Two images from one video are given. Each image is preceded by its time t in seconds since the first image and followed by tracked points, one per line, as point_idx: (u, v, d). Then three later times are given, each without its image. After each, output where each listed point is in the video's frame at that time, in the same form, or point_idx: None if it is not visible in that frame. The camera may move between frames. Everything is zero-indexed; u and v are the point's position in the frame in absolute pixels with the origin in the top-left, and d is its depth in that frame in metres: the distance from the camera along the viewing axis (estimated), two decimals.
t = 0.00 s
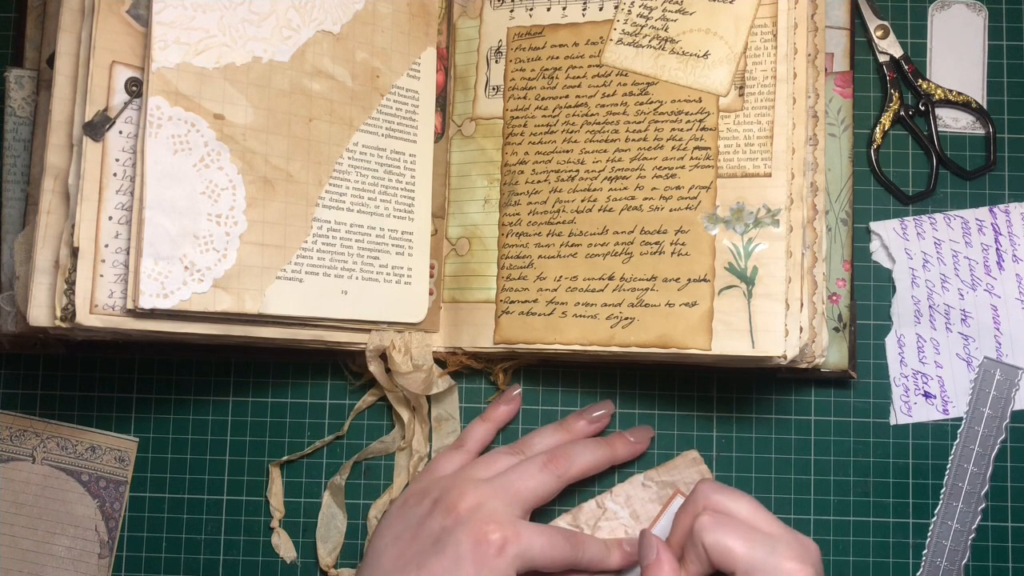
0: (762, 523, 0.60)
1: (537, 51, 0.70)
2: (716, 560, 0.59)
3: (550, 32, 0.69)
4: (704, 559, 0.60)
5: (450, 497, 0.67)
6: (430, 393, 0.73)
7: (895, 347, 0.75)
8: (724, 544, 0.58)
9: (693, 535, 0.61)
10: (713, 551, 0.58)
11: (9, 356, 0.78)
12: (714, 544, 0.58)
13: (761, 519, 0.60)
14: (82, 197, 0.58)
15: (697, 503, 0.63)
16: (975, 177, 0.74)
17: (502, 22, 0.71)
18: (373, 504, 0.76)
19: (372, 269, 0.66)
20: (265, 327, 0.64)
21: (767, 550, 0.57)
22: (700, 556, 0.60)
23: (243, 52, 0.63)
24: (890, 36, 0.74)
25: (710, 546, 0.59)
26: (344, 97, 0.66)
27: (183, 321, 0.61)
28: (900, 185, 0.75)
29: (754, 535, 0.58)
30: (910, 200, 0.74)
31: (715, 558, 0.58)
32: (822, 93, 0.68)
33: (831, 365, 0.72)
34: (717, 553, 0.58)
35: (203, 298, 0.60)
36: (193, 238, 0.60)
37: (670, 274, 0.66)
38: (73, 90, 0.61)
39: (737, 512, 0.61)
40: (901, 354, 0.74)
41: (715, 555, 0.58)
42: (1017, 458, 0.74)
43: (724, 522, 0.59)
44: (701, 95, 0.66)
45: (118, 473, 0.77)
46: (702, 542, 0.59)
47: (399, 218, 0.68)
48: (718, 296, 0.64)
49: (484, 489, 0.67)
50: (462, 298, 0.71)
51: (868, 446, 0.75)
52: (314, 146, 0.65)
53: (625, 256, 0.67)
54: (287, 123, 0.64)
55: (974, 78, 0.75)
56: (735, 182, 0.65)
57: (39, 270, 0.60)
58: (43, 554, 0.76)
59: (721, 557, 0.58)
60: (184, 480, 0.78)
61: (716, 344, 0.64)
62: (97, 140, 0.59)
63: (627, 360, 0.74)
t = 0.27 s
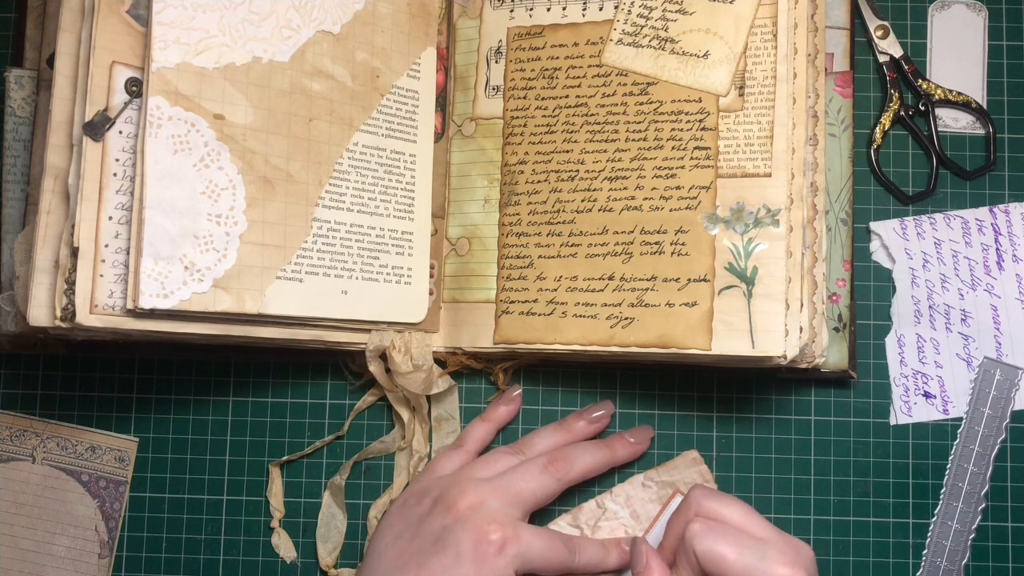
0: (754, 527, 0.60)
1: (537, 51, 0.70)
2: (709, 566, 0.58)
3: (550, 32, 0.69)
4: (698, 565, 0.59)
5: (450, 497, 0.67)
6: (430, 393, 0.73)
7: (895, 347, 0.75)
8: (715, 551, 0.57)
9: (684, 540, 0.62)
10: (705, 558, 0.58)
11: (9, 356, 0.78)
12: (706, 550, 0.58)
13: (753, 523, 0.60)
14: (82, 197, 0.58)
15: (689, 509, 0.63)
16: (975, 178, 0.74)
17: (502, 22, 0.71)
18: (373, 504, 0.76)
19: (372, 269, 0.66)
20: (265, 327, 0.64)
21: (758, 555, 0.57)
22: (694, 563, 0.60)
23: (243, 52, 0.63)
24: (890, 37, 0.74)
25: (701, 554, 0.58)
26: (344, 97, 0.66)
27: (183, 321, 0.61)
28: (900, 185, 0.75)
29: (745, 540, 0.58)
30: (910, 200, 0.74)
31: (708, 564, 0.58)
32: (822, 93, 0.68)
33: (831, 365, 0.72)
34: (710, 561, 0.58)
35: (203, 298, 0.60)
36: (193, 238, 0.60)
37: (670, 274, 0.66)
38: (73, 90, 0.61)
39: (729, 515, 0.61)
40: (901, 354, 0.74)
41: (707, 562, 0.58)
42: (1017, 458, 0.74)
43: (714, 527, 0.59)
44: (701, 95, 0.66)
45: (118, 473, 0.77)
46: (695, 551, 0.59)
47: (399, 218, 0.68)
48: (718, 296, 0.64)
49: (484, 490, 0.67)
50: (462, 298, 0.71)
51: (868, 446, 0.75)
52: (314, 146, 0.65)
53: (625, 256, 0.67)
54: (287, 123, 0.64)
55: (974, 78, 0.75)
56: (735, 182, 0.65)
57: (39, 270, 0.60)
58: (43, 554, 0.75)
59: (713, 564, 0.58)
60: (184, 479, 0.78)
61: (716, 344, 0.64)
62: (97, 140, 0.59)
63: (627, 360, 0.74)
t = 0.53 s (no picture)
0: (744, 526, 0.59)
1: (537, 51, 0.70)
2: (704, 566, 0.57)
3: (550, 32, 0.69)
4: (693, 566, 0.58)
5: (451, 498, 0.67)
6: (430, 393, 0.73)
7: (895, 347, 0.75)
8: (711, 552, 0.56)
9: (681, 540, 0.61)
10: (700, 559, 0.56)
11: (9, 356, 0.78)
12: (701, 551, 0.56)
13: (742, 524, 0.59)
14: (82, 197, 0.58)
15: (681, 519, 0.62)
16: (975, 177, 0.74)
17: (502, 22, 0.71)
18: (373, 504, 0.76)
19: (372, 269, 0.66)
20: (265, 327, 0.64)
21: (753, 556, 0.55)
22: (690, 564, 0.58)
23: (243, 52, 0.63)
24: (890, 37, 0.74)
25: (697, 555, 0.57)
26: (344, 98, 0.66)
27: (183, 321, 0.61)
28: (900, 185, 0.75)
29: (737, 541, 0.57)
30: (910, 200, 0.74)
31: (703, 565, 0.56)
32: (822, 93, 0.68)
33: (831, 365, 0.72)
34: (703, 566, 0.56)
35: (203, 298, 0.60)
36: (193, 238, 0.60)
37: (670, 274, 0.66)
38: (73, 90, 0.61)
39: (726, 516, 0.60)
40: (901, 354, 0.74)
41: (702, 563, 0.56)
42: (1017, 458, 0.74)
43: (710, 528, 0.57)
44: (701, 95, 0.66)
45: (118, 473, 0.77)
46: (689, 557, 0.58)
47: (399, 218, 0.68)
48: (718, 296, 0.64)
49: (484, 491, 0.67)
50: (462, 298, 0.71)
51: (868, 446, 0.75)
52: (314, 146, 0.65)
53: (625, 256, 0.67)
54: (287, 123, 0.64)
55: (974, 78, 0.75)
56: (735, 182, 0.65)
57: (39, 270, 0.60)
58: (43, 554, 0.76)
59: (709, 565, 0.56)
60: (184, 479, 0.78)
61: (716, 345, 0.64)
62: (97, 140, 0.59)
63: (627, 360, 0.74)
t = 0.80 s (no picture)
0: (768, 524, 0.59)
1: (537, 51, 0.70)
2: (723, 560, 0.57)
3: (550, 32, 0.69)
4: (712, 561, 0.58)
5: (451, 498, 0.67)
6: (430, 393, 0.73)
7: (895, 347, 0.75)
8: (735, 548, 0.56)
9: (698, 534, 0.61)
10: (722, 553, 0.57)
11: (9, 356, 0.78)
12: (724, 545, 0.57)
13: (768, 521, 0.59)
14: (82, 197, 0.58)
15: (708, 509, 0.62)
16: (975, 178, 0.74)
17: (502, 22, 0.71)
18: (373, 504, 0.76)
19: (372, 269, 0.66)
20: (265, 327, 0.64)
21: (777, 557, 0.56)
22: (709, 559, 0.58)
23: (243, 52, 0.63)
24: (890, 37, 0.74)
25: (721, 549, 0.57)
26: (344, 98, 0.66)
27: (183, 321, 0.61)
28: (900, 185, 0.75)
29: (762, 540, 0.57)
30: (910, 200, 0.74)
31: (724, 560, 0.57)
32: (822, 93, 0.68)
33: (831, 365, 0.72)
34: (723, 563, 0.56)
35: (203, 298, 0.60)
36: (193, 238, 0.60)
37: (670, 274, 0.66)
38: (73, 90, 0.61)
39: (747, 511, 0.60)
40: (901, 354, 0.74)
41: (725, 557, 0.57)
42: (1017, 458, 0.74)
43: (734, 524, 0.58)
44: (701, 95, 0.66)
45: (118, 473, 0.77)
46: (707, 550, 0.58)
47: (399, 218, 0.68)
48: (718, 296, 0.64)
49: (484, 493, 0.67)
50: (462, 298, 0.71)
51: (869, 446, 0.75)
52: (314, 147, 0.65)
53: (625, 257, 0.67)
54: (287, 123, 0.64)
55: (974, 78, 0.75)
56: (735, 182, 0.65)
57: (39, 270, 0.60)
58: (43, 555, 0.75)
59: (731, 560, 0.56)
60: (184, 480, 0.78)
61: (716, 345, 0.64)
62: (97, 140, 0.59)
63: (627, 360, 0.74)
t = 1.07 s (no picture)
0: (792, 521, 0.60)
1: (537, 51, 0.70)
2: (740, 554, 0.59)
3: (550, 32, 0.69)
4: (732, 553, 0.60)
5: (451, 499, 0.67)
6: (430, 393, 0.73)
7: (895, 347, 0.75)
8: (754, 543, 0.58)
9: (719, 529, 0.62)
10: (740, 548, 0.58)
11: (9, 356, 0.78)
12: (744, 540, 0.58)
13: (791, 518, 0.61)
14: (82, 197, 0.58)
15: (735, 496, 0.64)
16: (975, 178, 0.74)
17: (502, 22, 0.71)
18: (373, 504, 0.76)
19: (373, 269, 0.66)
20: (265, 327, 0.64)
21: (797, 555, 0.57)
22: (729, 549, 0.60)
23: (243, 52, 0.63)
24: (890, 37, 0.74)
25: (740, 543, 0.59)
26: (344, 98, 0.66)
27: (183, 321, 0.61)
28: (900, 185, 0.75)
29: (786, 537, 0.58)
30: (910, 200, 0.74)
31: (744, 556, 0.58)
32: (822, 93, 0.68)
33: (832, 365, 0.72)
34: (746, 552, 0.58)
35: (203, 298, 0.60)
36: (193, 238, 0.60)
37: (670, 274, 0.66)
38: (73, 90, 0.61)
39: (770, 507, 0.61)
40: (901, 354, 0.74)
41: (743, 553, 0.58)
42: (1017, 458, 0.74)
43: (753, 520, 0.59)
44: (701, 95, 0.66)
45: (118, 473, 0.77)
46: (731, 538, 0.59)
47: (399, 218, 0.68)
48: (718, 296, 0.64)
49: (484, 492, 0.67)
50: (462, 298, 0.71)
51: (868, 445, 0.75)
52: (314, 146, 0.65)
53: (625, 256, 0.67)
54: (287, 123, 0.64)
55: (974, 78, 0.75)
56: (734, 182, 0.65)
57: (39, 270, 0.60)
58: (43, 554, 0.76)
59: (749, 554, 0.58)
60: (184, 480, 0.78)
61: (716, 345, 0.64)
62: (97, 140, 0.59)
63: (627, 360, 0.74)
